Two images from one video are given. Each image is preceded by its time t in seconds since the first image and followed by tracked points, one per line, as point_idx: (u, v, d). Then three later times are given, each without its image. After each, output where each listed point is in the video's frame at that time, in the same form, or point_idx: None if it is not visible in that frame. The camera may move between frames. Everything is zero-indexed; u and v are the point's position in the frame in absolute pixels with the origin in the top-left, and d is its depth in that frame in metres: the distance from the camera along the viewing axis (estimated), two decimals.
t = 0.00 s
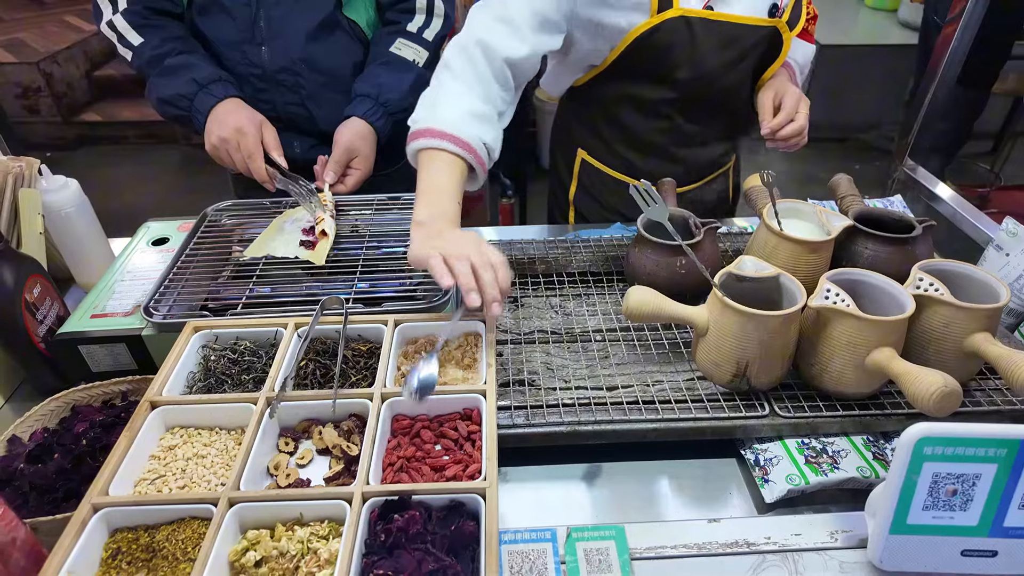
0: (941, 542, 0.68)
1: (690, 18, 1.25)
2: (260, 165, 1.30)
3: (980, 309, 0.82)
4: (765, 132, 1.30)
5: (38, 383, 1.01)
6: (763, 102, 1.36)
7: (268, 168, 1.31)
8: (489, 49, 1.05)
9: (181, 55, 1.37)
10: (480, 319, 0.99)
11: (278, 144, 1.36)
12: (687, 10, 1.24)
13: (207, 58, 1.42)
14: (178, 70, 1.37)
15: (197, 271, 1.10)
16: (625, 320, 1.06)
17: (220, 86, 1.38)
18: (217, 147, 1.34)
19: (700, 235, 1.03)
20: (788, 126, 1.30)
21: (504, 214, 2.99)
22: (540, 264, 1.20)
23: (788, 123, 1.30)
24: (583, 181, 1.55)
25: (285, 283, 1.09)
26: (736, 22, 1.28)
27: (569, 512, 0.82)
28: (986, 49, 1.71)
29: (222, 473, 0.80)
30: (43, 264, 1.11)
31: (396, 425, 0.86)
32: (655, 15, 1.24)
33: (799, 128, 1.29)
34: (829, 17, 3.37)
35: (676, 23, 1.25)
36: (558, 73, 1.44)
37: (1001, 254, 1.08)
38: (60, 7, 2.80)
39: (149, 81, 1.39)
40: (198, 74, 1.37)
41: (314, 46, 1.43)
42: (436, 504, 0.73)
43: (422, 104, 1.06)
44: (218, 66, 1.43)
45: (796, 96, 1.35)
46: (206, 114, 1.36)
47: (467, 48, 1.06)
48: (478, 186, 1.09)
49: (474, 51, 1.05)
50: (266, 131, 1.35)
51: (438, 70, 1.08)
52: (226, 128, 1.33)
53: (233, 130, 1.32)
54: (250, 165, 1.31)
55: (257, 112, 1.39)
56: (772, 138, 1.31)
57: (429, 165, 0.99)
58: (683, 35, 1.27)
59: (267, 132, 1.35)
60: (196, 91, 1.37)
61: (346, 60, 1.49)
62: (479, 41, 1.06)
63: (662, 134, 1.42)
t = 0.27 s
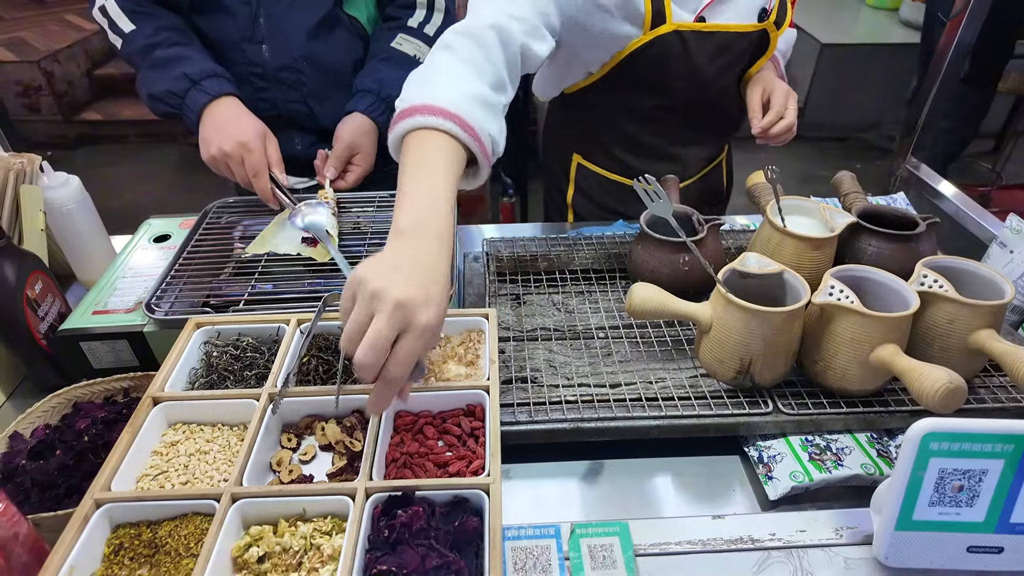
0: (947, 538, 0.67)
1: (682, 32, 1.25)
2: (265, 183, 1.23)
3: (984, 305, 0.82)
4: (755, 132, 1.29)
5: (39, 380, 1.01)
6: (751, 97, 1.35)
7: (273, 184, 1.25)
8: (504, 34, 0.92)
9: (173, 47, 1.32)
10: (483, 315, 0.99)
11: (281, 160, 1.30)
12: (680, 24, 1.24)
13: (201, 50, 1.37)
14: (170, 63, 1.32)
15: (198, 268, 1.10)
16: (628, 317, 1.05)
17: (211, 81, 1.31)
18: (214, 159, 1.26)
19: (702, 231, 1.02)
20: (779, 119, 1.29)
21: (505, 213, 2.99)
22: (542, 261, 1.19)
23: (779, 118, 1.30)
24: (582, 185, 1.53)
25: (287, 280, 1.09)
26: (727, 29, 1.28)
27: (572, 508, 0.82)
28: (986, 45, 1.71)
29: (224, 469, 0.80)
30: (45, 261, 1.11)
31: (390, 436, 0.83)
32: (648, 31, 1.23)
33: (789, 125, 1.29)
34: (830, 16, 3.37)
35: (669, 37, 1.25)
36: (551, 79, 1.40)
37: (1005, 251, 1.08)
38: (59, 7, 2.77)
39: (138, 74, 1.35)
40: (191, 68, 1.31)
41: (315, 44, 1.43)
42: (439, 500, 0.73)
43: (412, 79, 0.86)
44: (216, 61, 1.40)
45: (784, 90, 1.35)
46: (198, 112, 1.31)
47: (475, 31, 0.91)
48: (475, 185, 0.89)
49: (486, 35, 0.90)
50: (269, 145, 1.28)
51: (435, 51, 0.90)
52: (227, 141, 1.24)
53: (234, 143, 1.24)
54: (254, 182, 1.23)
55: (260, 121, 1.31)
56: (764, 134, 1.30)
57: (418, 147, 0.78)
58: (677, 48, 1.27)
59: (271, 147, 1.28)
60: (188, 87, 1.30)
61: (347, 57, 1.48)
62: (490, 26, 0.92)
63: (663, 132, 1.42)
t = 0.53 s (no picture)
0: (951, 535, 0.67)
1: (683, 37, 1.23)
2: (259, 179, 1.23)
3: (988, 302, 0.82)
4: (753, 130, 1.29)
5: (40, 377, 1.00)
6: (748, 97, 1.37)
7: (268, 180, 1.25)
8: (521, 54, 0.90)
9: (169, 44, 1.32)
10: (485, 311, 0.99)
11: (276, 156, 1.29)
12: (680, 30, 1.21)
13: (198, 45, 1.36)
14: (165, 60, 1.31)
15: (199, 266, 1.09)
16: (631, 315, 1.05)
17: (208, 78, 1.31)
18: (210, 153, 1.26)
19: (705, 228, 1.02)
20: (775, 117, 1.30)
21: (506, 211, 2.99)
22: (544, 258, 1.19)
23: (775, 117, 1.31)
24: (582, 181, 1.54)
25: (288, 276, 1.09)
26: (726, 33, 1.27)
27: (575, 505, 0.82)
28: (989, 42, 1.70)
29: (225, 465, 0.79)
30: (45, 257, 1.11)
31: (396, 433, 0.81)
32: (648, 38, 1.21)
33: (784, 122, 1.29)
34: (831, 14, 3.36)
35: (669, 43, 1.23)
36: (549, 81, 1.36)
37: (1009, 248, 1.08)
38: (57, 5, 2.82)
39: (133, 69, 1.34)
40: (186, 65, 1.30)
41: (317, 40, 1.43)
42: (442, 495, 0.73)
43: (428, 102, 0.86)
44: (213, 59, 1.39)
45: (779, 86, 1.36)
46: (194, 108, 1.30)
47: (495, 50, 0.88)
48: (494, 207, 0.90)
49: (506, 54, 0.88)
50: (265, 141, 1.27)
51: (452, 72, 0.89)
52: (223, 136, 1.24)
53: (229, 138, 1.24)
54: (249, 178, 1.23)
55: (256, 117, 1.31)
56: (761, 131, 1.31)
57: (428, 178, 0.79)
58: (676, 53, 1.25)
59: (267, 142, 1.27)
60: (185, 84, 1.30)
61: (349, 54, 1.48)
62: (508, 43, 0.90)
63: (665, 130, 1.42)
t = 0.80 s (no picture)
0: (953, 530, 0.67)
1: (683, 23, 1.23)
2: (274, 161, 1.23)
3: (991, 298, 0.82)
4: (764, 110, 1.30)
5: (43, 372, 1.01)
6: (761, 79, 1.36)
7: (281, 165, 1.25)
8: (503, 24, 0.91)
9: (180, 34, 1.32)
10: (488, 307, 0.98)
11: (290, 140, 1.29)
12: (680, 16, 1.22)
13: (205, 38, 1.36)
14: (177, 49, 1.31)
15: (202, 261, 1.09)
16: (632, 311, 1.05)
17: (221, 65, 1.31)
18: (223, 134, 1.27)
19: (707, 224, 1.02)
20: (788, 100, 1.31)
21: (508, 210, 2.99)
22: (546, 255, 1.19)
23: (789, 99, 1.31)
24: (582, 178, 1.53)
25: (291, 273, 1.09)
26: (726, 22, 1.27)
27: (577, 500, 0.82)
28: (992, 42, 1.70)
29: (228, 459, 0.79)
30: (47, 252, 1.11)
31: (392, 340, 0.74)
32: (648, 24, 1.22)
33: (796, 107, 1.31)
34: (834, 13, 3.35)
35: (669, 29, 1.24)
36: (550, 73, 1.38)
37: (1011, 245, 1.07)
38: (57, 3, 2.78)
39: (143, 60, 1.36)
40: (198, 52, 1.31)
41: (321, 38, 1.43)
42: (444, 489, 0.73)
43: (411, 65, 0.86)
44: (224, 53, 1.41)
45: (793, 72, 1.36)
46: (206, 95, 1.30)
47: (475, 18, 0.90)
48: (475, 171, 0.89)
49: (486, 22, 0.89)
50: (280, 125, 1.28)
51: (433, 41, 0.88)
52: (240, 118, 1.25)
53: (247, 121, 1.24)
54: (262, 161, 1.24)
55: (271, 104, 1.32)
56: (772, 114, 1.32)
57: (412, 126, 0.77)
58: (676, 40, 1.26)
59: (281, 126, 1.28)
60: (197, 70, 1.30)
61: (352, 51, 1.48)
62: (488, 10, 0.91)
63: (665, 126, 1.42)
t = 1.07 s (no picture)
0: (953, 528, 0.67)
1: None
2: (263, 168, 1.26)
3: (991, 297, 0.82)
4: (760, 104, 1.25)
5: (45, 371, 1.01)
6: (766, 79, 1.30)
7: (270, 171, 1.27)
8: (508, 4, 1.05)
9: (173, 40, 1.31)
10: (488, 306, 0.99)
11: (280, 147, 1.32)
12: None
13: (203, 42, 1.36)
14: (170, 55, 1.31)
15: (204, 261, 1.10)
16: (633, 310, 1.05)
17: (212, 74, 1.32)
18: (215, 143, 1.30)
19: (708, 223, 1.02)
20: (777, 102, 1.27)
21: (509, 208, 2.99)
22: (546, 254, 1.19)
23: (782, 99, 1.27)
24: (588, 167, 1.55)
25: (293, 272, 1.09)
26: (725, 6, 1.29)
27: (578, 499, 0.82)
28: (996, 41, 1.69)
29: (230, 458, 0.80)
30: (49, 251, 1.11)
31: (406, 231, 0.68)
32: None
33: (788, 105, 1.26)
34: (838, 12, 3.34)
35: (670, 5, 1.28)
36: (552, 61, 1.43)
37: (1012, 244, 1.08)
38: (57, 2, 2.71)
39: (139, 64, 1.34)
40: (192, 60, 1.31)
41: (323, 37, 1.42)
42: (446, 488, 0.73)
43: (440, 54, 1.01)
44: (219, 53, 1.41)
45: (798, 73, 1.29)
46: (200, 104, 1.32)
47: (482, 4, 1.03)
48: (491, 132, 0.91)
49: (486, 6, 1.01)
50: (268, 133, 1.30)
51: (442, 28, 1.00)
52: (226, 127, 1.28)
53: (235, 129, 1.27)
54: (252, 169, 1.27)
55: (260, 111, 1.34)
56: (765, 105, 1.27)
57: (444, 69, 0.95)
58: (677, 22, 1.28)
59: (270, 134, 1.30)
60: (190, 79, 1.31)
61: (354, 50, 1.48)
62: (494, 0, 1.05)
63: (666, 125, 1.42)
